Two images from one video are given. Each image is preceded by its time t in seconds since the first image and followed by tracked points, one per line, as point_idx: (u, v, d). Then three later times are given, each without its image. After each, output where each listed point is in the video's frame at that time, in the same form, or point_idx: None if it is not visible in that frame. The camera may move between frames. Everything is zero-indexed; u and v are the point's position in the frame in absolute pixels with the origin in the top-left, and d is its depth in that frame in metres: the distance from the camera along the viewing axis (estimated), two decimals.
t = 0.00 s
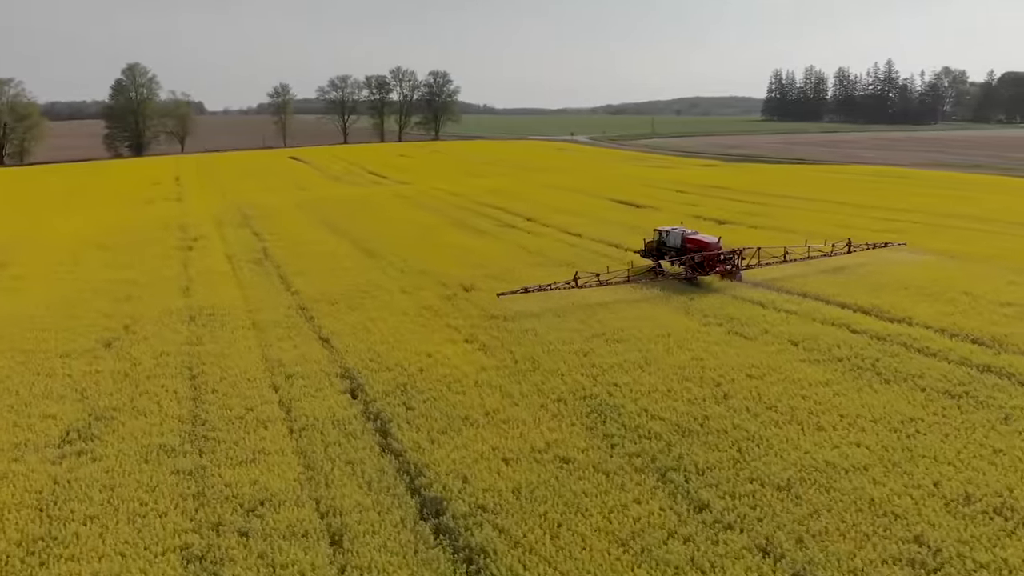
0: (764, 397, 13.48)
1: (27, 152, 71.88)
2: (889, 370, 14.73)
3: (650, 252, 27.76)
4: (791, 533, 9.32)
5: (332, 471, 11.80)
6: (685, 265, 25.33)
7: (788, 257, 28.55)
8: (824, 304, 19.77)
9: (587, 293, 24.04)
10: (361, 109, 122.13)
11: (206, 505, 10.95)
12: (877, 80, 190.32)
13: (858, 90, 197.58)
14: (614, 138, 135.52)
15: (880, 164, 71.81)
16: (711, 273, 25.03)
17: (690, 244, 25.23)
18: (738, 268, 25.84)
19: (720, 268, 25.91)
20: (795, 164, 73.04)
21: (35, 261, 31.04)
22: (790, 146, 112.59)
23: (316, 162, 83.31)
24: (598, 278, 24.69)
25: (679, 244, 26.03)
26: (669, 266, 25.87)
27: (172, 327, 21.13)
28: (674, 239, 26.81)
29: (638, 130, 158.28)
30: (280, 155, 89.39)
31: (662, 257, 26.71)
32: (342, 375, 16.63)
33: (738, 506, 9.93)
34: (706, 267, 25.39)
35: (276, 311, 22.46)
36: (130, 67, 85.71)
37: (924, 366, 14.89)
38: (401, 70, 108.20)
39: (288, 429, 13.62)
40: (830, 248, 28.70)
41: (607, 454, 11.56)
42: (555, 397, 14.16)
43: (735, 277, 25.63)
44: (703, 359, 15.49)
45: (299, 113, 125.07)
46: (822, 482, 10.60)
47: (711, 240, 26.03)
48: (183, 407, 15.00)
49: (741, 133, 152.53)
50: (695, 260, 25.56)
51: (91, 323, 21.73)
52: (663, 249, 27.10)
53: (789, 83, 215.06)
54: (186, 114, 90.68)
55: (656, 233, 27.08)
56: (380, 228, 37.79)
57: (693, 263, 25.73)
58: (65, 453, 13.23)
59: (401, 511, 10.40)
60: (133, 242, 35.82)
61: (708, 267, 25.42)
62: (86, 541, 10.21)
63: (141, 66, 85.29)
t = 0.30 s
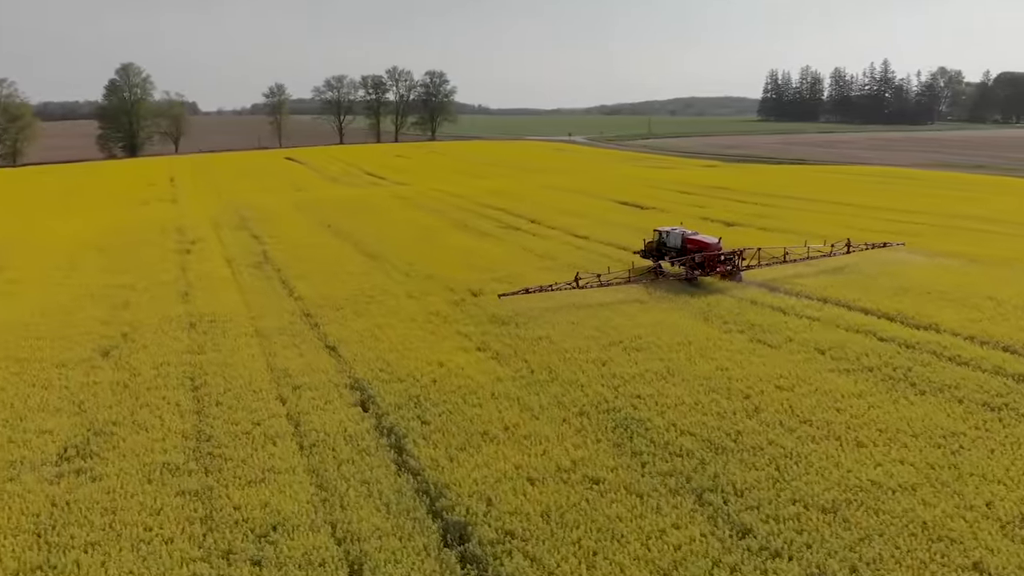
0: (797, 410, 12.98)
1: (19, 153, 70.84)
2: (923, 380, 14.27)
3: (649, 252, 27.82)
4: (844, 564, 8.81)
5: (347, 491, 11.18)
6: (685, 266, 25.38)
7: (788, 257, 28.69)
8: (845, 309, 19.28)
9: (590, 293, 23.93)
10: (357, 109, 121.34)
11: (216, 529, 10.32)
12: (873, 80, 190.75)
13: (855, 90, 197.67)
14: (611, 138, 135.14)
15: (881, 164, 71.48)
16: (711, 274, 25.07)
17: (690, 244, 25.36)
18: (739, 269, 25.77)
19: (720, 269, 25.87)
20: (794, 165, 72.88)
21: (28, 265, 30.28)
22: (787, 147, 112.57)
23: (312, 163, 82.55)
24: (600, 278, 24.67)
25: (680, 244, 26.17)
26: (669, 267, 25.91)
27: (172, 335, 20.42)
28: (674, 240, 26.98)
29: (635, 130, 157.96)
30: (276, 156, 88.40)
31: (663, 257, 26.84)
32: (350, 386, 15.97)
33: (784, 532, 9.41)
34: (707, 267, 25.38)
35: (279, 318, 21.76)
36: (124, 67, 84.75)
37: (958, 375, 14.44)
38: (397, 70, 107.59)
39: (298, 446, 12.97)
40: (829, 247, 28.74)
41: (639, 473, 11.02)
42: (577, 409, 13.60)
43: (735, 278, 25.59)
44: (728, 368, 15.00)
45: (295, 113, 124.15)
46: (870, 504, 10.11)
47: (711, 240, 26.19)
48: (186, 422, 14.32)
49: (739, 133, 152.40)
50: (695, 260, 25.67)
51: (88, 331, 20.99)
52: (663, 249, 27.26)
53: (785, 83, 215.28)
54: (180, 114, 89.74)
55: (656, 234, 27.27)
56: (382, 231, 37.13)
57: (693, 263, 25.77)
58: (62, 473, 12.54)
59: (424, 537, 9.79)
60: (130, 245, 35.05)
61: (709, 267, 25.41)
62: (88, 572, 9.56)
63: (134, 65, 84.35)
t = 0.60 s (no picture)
0: (833, 425, 12.49)
1: (11, 154, 69.81)
2: (960, 391, 13.79)
3: (649, 252, 27.76)
4: None
5: (365, 514, 10.57)
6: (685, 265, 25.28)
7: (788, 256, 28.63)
8: (868, 315, 18.82)
9: (591, 293, 23.86)
10: (353, 109, 120.41)
11: (229, 557, 9.71)
12: (869, 80, 190.93)
13: (851, 90, 197.70)
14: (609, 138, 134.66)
15: (883, 165, 71.10)
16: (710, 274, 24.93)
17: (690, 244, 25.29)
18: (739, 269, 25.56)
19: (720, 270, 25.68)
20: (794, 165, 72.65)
21: (22, 269, 29.51)
22: (785, 146, 112.37)
23: (309, 163, 81.77)
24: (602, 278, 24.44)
25: (680, 244, 26.13)
26: (669, 266, 25.78)
27: (172, 343, 19.71)
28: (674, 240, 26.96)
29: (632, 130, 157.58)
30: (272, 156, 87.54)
31: (663, 257, 26.77)
32: (361, 398, 15.31)
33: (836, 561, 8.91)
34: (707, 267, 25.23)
35: (283, 324, 21.08)
36: (117, 67, 83.72)
37: (995, 385, 13.96)
38: (394, 70, 106.82)
39: (309, 464, 12.32)
40: (829, 247, 28.65)
41: (675, 494, 10.49)
42: (601, 421, 13.03)
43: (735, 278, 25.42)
44: (756, 379, 14.51)
45: (290, 114, 123.12)
46: (923, 528, 9.64)
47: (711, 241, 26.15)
48: (190, 437, 13.65)
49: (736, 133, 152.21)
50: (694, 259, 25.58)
51: (86, 339, 20.26)
52: (663, 250, 27.23)
53: (781, 83, 215.34)
54: (175, 114, 88.78)
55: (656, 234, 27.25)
56: (384, 233, 36.45)
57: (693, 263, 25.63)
58: (61, 494, 11.86)
59: (450, 566, 9.21)
60: (126, 248, 34.24)
61: (710, 267, 25.29)
62: None
63: (128, 65, 83.34)
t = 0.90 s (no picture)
0: (874, 442, 12.05)
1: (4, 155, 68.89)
2: (1001, 403, 13.34)
3: (649, 252, 27.42)
4: None
5: (385, 539, 9.96)
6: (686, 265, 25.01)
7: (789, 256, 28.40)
8: (894, 321, 18.35)
9: (597, 295, 23.53)
10: (349, 109, 119.56)
11: None
12: (866, 80, 190.94)
13: (848, 90, 197.71)
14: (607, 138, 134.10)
15: (885, 165, 70.73)
16: (711, 274, 24.70)
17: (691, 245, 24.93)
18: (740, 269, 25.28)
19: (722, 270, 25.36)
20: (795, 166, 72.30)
21: (16, 274, 28.75)
22: (784, 147, 112.03)
23: (306, 163, 80.98)
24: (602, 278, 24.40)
25: (681, 245, 25.75)
26: (670, 266, 25.49)
27: (173, 352, 19.02)
28: (674, 240, 26.56)
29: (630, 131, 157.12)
30: (268, 157, 86.72)
31: (664, 257, 26.45)
32: (373, 411, 14.67)
33: None
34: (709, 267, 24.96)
35: (288, 332, 20.41)
36: (111, 66, 82.78)
37: None
38: (391, 70, 106.14)
39: (322, 483, 11.69)
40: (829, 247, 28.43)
41: (715, 517, 9.98)
42: (627, 436, 12.47)
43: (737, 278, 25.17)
44: (786, 391, 14.06)
45: (286, 113, 122.15)
46: (982, 554, 9.20)
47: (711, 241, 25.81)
48: (194, 454, 12.98)
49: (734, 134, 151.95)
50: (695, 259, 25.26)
51: (83, 348, 19.55)
52: (663, 250, 26.89)
53: (777, 83, 215.29)
54: (169, 114, 87.14)
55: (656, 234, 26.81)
56: (386, 235, 35.81)
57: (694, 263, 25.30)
58: (60, 517, 11.18)
59: None
60: (123, 252, 33.48)
61: (710, 268, 24.93)
62: None
63: (122, 65, 82.41)
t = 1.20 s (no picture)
0: (917, 459, 11.54)
1: None
2: None
3: (649, 252, 26.92)
4: None
5: (410, 568, 9.36)
6: (686, 266, 24.69)
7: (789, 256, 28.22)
8: (921, 328, 17.85)
9: (609, 299, 22.95)
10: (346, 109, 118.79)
11: None
12: (862, 80, 190.95)
13: (845, 90, 197.76)
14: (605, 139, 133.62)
15: (887, 166, 70.35)
16: (711, 274, 24.40)
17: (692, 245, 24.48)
18: (740, 269, 24.96)
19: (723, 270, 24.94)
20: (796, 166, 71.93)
21: (10, 278, 27.96)
22: (783, 147, 111.73)
23: (302, 164, 80.24)
24: (603, 278, 24.51)
25: (681, 245, 25.28)
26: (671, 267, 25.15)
27: (174, 361, 18.33)
28: (675, 241, 26.07)
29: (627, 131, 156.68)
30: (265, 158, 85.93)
31: (664, 258, 26.10)
32: (386, 424, 14.04)
33: None
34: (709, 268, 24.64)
35: (293, 340, 19.70)
36: (105, 66, 81.72)
37: None
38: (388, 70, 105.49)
39: (337, 505, 11.06)
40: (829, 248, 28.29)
41: (761, 544, 9.43)
42: (659, 452, 11.88)
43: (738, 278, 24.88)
44: (819, 403, 13.52)
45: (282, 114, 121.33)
46: None
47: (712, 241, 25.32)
48: (200, 473, 12.32)
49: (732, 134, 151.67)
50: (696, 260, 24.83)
51: (81, 358, 18.82)
52: (664, 250, 26.47)
53: (774, 83, 215.26)
54: (165, 115, 86.30)
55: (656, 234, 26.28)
56: (388, 237, 35.20)
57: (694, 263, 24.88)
58: (60, 544, 10.50)
59: None
60: (120, 256, 32.65)
61: (711, 268, 24.52)
62: None
63: (117, 64, 81.33)
